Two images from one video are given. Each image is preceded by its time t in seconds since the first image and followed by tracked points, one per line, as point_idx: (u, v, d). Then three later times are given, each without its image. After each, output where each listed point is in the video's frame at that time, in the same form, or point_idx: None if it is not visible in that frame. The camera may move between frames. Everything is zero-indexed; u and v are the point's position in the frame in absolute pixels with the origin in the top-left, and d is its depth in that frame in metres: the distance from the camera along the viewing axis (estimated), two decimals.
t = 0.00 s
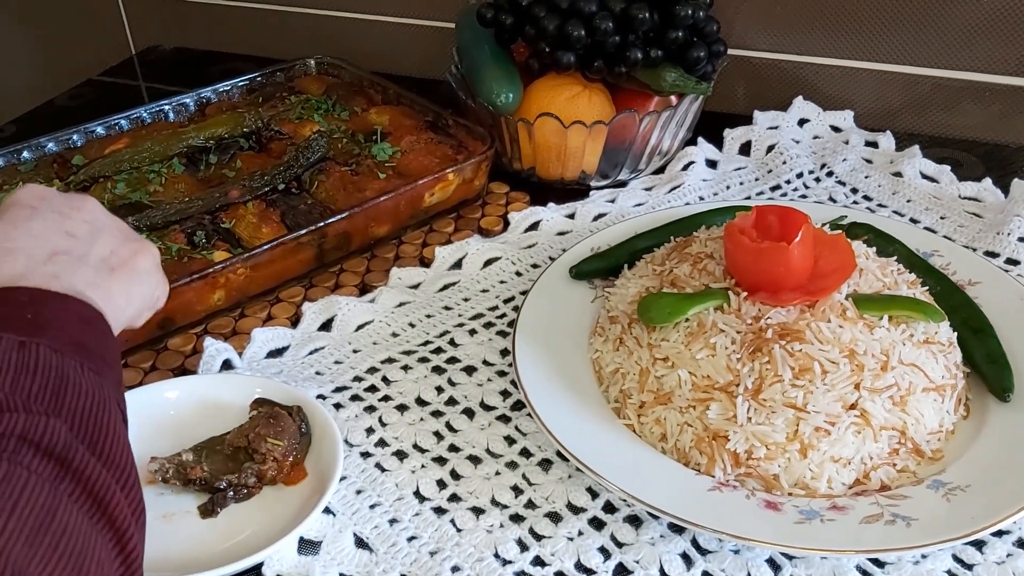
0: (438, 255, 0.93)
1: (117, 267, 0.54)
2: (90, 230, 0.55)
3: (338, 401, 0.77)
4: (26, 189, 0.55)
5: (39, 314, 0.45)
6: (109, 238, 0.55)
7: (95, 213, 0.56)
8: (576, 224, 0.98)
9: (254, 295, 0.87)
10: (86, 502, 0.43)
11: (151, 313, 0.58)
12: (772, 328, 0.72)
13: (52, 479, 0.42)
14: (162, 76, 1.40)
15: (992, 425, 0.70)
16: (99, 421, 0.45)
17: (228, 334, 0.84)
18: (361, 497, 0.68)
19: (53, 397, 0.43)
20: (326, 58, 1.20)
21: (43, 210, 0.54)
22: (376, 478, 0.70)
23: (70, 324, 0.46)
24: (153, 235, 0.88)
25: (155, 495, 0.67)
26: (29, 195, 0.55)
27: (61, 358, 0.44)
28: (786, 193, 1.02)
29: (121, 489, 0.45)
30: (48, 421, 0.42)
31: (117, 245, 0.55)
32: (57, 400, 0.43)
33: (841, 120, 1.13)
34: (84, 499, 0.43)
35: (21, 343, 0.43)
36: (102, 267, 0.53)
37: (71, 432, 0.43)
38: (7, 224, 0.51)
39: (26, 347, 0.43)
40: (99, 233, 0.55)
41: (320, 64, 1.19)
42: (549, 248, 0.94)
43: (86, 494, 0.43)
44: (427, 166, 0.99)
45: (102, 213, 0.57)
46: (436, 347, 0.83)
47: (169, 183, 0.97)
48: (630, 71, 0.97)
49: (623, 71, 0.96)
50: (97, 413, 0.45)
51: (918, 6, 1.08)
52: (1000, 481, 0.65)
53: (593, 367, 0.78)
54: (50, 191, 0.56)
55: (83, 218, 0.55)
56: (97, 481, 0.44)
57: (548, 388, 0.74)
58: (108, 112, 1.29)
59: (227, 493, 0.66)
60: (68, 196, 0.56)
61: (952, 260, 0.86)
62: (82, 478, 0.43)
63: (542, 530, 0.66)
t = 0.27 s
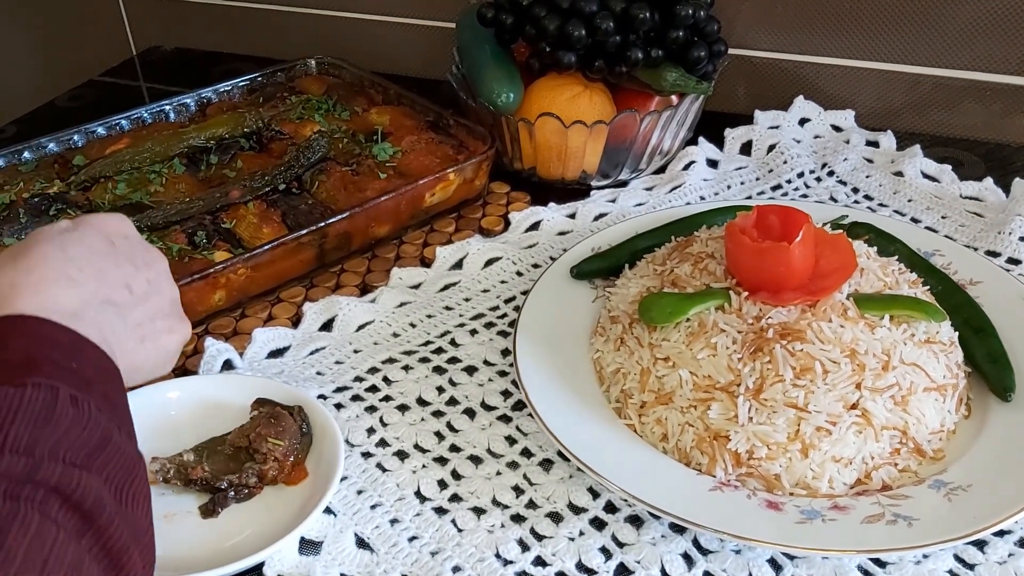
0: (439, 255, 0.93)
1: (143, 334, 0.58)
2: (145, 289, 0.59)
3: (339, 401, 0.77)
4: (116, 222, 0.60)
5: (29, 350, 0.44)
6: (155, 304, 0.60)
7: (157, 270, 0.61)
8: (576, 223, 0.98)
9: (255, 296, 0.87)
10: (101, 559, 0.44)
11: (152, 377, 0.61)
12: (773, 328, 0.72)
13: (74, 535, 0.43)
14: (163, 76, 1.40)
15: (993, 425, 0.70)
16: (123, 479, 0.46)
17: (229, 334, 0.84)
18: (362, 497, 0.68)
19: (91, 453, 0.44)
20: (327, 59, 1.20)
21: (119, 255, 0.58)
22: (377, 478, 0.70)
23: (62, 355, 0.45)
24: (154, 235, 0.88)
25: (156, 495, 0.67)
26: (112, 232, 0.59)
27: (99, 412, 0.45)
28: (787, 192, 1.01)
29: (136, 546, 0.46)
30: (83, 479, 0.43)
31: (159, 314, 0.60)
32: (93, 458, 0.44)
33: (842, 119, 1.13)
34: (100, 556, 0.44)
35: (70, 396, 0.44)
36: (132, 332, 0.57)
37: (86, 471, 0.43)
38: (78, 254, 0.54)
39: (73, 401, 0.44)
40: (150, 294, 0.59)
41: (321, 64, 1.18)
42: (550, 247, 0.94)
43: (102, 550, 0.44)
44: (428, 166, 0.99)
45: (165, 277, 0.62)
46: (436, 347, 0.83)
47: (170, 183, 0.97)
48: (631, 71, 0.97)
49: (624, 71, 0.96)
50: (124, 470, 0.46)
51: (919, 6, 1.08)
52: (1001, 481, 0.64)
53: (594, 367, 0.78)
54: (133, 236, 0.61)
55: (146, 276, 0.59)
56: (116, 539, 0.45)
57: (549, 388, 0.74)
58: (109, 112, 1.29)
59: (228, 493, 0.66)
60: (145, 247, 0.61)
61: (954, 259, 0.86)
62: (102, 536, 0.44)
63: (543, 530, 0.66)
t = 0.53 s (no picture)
0: (440, 255, 0.93)
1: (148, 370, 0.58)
2: (153, 324, 0.59)
3: (340, 402, 0.77)
4: (134, 247, 0.60)
5: (27, 395, 0.45)
6: (162, 340, 0.59)
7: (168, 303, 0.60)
8: (577, 224, 0.98)
9: (256, 296, 0.87)
10: None
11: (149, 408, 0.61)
12: (774, 328, 0.72)
13: None
14: (164, 76, 1.40)
15: (994, 425, 0.70)
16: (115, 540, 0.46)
17: (230, 335, 0.84)
18: (363, 497, 0.68)
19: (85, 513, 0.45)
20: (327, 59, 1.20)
21: (131, 286, 0.58)
22: (378, 478, 0.70)
23: (62, 404, 0.46)
24: (155, 236, 0.88)
25: (157, 495, 0.67)
26: (127, 261, 0.59)
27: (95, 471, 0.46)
28: (787, 192, 1.01)
29: None
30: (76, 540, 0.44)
31: (165, 349, 0.60)
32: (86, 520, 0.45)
33: (843, 119, 1.13)
34: None
35: (70, 449, 0.45)
36: (135, 366, 0.57)
37: (81, 529, 0.44)
38: (88, 285, 0.54)
39: (74, 455, 0.45)
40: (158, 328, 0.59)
41: (321, 64, 1.19)
42: (550, 248, 0.94)
43: None
44: (428, 167, 0.99)
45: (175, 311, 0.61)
46: (437, 347, 0.83)
47: (171, 184, 0.97)
48: (632, 71, 0.97)
49: (624, 71, 0.96)
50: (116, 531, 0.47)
51: (920, 5, 1.08)
52: (1002, 480, 0.64)
53: (594, 367, 0.78)
54: (151, 264, 0.61)
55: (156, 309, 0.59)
56: None
57: (549, 388, 0.74)
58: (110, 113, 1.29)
59: (229, 493, 0.66)
60: (162, 277, 0.61)
61: (954, 259, 0.86)
62: None
63: (544, 530, 0.66)
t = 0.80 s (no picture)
0: (440, 255, 0.93)
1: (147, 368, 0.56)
2: (157, 323, 0.57)
3: (340, 402, 0.77)
4: (140, 238, 0.58)
5: (26, 419, 0.43)
6: (165, 341, 0.58)
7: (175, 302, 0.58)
8: (577, 224, 0.98)
9: (256, 297, 0.87)
10: None
11: (154, 408, 0.59)
12: (774, 328, 0.72)
13: None
14: (164, 76, 1.40)
15: (994, 425, 0.70)
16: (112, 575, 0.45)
17: (230, 335, 0.84)
18: (364, 497, 0.68)
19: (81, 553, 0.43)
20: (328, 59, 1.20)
21: (137, 281, 0.56)
22: (378, 478, 0.70)
23: (58, 428, 0.44)
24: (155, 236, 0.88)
25: (157, 495, 0.67)
26: (136, 255, 0.57)
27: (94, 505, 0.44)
28: (788, 192, 1.01)
29: None
30: None
31: (170, 351, 0.58)
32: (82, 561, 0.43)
33: (843, 119, 1.13)
34: None
35: (67, 485, 0.43)
36: (134, 365, 0.55)
37: None
38: (89, 285, 0.51)
39: (71, 492, 0.43)
40: (160, 328, 0.57)
41: (321, 65, 1.19)
42: (551, 248, 0.94)
43: None
44: (428, 167, 0.99)
45: (184, 311, 0.59)
46: (437, 347, 0.83)
47: (171, 184, 0.97)
48: (632, 71, 0.97)
49: (624, 70, 0.96)
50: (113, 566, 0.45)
51: (921, 5, 1.07)
52: (1003, 480, 0.64)
53: (594, 367, 0.78)
54: (160, 260, 0.59)
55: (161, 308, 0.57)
56: None
57: (549, 388, 0.74)
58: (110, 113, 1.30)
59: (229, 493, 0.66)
60: (171, 273, 0.59)
61: (955, 259, 0.86)
62: None
63: (544, 530, 0.66)
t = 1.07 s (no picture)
0: (440, 255, 0.93)
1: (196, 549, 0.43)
2: (199, 495, 0.43)
3: (340, 402, 0.77)
4: (193, 381, 0.45)
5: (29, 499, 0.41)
6: (213, 516, 0.44)
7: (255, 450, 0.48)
8: (577, 223, 0.98)
9: (256, 296, 0.87)
10: None
11: None
12: (774, 328, 0.72)
13: None
14: (164, 76, 1.40)
15: (995, 425, 0.70)
16: None
17: (230, 335, 0.84)
18: (364, 496, 0.68)
19: None
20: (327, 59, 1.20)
21: (174, 445, 0.43)
22: (379, 478, 0.70)
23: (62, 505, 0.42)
24: (155, 236, 0.88)
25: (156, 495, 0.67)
26: (202, 401, 0.45)
27: None
28: (787, 191, 1.01)
29: None
30: None
31: (219, 527, 0.44)
32: None
33: (843, 119, 1.13)
34: None
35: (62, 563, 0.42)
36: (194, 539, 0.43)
37: None
38: (117, 455, 0.40)
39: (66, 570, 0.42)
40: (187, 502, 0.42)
41: (321, 65, 1.19)
42: (551, 247, 0.94)
43: None
44: (429, 166, 0.99)
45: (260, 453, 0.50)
46: (437, 347, 0.83)
47: (171, 184, 0.97)
48: (632, 70, 0.97)
49: (624, 70, 0.96)
50: None
51: (921, 5, 1.07)
52: (1004, 480, 0.64)
53: (595, 367, 0.78)
54: (208, 406, 0.46)
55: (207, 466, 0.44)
56: None
57: (549, 388, 0.74)
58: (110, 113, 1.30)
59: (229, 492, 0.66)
60: (221, 419, 0.46)
61: (955, 258, 0.86)
62: None
63: (545, 530, 0.66)
